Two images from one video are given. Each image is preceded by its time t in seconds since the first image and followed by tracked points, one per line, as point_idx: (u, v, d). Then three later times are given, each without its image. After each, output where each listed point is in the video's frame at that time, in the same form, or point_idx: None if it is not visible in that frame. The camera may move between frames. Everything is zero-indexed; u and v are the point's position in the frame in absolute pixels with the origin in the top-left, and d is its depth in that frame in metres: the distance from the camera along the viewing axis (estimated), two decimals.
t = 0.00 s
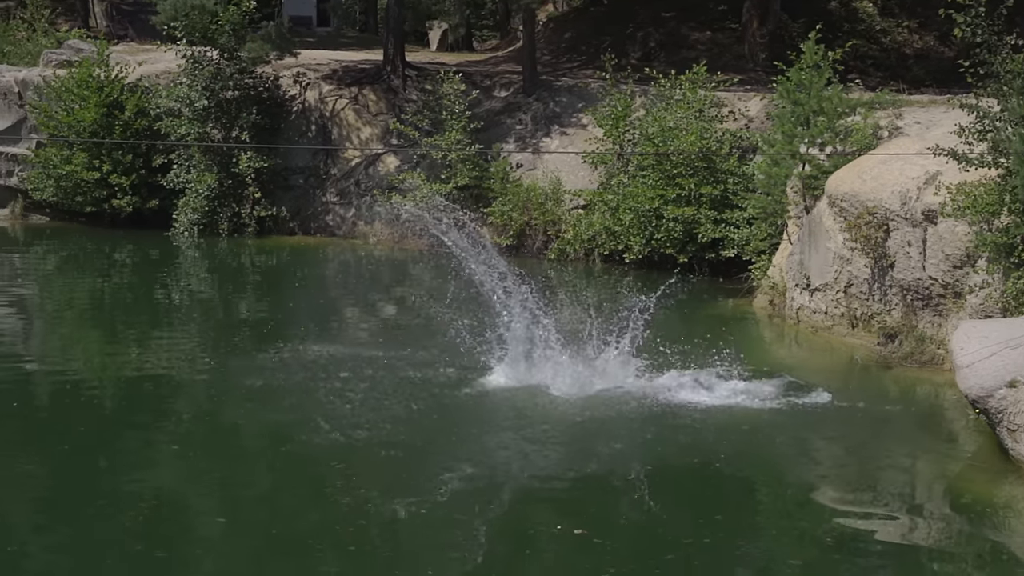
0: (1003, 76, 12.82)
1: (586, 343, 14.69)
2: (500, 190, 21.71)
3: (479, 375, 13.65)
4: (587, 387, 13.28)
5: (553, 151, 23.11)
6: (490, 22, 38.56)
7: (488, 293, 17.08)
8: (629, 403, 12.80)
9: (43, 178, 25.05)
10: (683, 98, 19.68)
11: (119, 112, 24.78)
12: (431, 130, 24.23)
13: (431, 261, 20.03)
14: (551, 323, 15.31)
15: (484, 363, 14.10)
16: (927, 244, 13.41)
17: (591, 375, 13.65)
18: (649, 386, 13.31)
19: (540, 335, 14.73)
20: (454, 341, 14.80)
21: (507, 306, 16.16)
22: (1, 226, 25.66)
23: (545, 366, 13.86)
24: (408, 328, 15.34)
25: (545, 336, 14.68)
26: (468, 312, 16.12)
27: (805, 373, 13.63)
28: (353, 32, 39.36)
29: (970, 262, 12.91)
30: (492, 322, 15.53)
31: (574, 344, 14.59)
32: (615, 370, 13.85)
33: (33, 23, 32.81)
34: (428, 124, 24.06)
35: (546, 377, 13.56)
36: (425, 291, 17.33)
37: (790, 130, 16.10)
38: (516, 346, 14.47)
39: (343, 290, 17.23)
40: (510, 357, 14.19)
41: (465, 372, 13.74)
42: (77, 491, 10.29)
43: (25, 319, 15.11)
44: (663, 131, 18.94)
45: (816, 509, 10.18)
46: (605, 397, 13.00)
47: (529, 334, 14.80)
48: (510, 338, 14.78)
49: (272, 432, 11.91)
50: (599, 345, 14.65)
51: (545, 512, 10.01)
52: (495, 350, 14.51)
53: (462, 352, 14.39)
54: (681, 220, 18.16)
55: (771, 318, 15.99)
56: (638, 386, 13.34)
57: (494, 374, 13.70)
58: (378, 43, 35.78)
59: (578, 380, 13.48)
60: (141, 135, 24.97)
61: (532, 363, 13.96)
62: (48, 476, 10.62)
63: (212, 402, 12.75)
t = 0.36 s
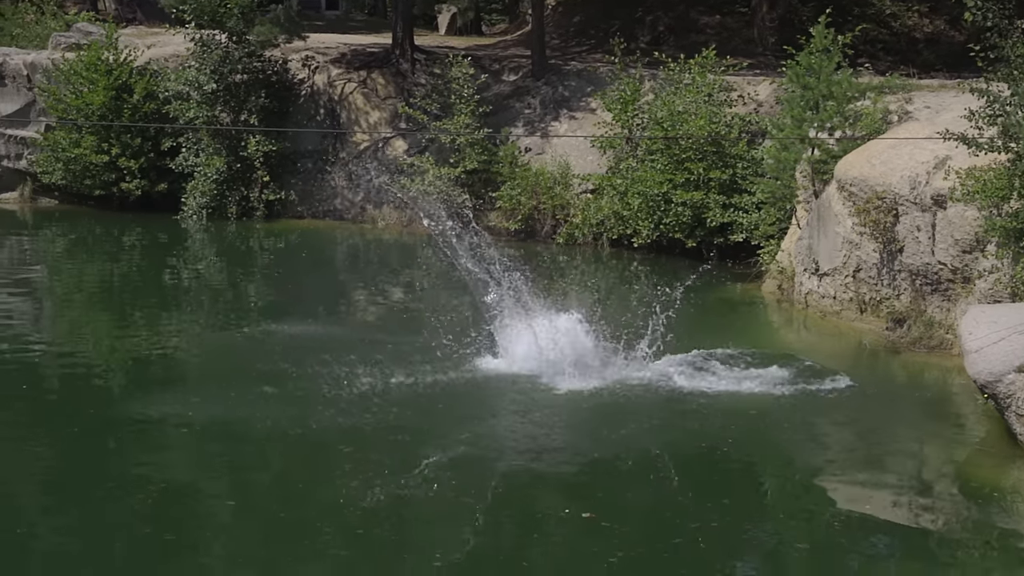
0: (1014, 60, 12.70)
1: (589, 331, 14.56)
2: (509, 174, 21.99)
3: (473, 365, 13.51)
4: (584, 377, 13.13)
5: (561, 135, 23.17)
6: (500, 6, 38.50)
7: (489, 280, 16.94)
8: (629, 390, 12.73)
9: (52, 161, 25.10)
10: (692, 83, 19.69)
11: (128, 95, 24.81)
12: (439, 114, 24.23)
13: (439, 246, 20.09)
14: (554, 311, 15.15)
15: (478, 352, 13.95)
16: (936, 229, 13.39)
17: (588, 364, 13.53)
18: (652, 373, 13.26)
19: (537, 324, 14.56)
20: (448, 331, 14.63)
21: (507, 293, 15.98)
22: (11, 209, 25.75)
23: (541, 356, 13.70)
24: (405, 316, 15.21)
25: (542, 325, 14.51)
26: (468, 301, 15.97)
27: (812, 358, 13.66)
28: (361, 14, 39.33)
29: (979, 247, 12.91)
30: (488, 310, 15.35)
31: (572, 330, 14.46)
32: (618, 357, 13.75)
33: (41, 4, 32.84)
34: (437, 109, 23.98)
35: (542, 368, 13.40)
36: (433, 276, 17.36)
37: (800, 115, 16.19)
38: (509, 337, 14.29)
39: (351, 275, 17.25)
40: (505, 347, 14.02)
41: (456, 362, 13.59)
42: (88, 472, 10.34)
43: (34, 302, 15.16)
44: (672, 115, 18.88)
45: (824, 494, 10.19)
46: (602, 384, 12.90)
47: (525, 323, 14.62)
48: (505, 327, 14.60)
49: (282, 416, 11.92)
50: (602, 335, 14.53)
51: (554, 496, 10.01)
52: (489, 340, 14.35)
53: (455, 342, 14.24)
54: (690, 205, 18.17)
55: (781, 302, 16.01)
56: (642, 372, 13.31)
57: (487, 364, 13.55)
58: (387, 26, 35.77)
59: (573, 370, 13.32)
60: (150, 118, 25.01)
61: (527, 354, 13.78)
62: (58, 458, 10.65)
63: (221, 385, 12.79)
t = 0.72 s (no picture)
0: None
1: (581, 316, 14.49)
2: (519, 155, 22.11)
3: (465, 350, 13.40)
4: (577, 362, 13.03)
5: (571, 117, 23.20)
6: None
7: (483, 265, 16.85)
8: (625, 375, 12.67)
9: (61, 142, 25.16)
10: (703, 64, 19.68)
11: (138, 77, 24.86)
12: (449, 96, 24.24)
13: (449, 228, 20.23)
14: (546, 296, 15.08)
15: (471, 337, 13.80)
16: (946, 212, 13.42)
17: (581, 350, 13.44)
18: (649, 357, 13.21)
19: (527, 313, 14.43)
20: (439, 317, 14.50)
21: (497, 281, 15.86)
22: (20, 190, 25.84)
23: (531, 343, 13.58)
24: (398, 300, 15.14)
25: (538, 311, 14.40)
26: (460, 287, 15.84)
27: (820, 339, 13.69)
28: None
29: (989, 230, 12.89)
30: (488, 293, 15.28)
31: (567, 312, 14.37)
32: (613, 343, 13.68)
33: None
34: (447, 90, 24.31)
35: (533, 354, 13.26)
36: (443, 258, 17.48)
37: (810, 97, 16.23)
38: (503, 327, 14.13)
39: (361, 256, 17.30)
40: (494, 334, 13.88)
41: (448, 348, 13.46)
42: (97, 451, 10.39)
43: (44, 282, 15.23)
44: (681, 98, 18.97)
45: (832, 476, 10.21)
46: (595, 370, 12.81)
47: (521, 311, 14.49)
48: (495, 316, 14.47)
49: (291, 392, 12.07)
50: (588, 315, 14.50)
51: (562, 478, 10.03)
52: (487, 324, 14.27)
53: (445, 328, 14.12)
54: (700, 187, 18.19)
55: (790, 286, 15.99)
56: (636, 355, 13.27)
57: (475, 349, 13.43)
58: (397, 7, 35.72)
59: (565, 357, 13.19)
60: (160, 99, 25.06)
61: (516, 341, 13.64)
62: (69, 435, 10.72)
63: (231, 363, 12.86)
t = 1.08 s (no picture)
0: None
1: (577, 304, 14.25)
2: (526, 140, 22.15)
3: (457, 338, 13.24)
4: (570, 351, 12.88)
5: (580, 101, 23.18)
6: None
7: (475, 252, 16.61)
8: (621, 366, 12.47)
9: (70, 124, 25.27)
10: (711, 49, 19.65)
11: (146, 59, 24.89)
12: (457, 80, 24.24)
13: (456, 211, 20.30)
14: (542, 285, 14.79)
15: (469, 325, 13.60)
16: (955, 197, 13.39)
17: (575, 339, 13.25)
18: (650, 349, 12.96)
19: (518, 303, 14.24)
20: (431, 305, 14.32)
21: (488, 272, 15.61)
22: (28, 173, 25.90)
23: (524, 332, 13.41)
24: (389, 289, 14.92)
25: (540, 300, 14.27)
26: (455, 275, 15.58)
27: (829, 324, 13.70)
28: None
29: (998, 216, 12.84)
30: (491, 282, 15.11)
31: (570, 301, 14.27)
32: (611, 332, 13.47)
33: None
34: (455, 74, 24.29)
35: (525, 345, 13.05)
36: (451, 241, 17.59)
37: (819, 81, 16.28)
38: (502, 315, 13.91)
39: (369, 240, 17.31)
40: (489, 325, 13.61)
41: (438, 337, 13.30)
42: (107, 431, 10.44)
43: (53, 264, 15.28)
44: (690, 82, 18.99)
45: (840, 460, 10.22)
46: (588, 358, 12.66)
47: (522, 300, 14.32)
48: (489, 304, 14.28)
49: (295, 374, 12.08)
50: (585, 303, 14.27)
51: (569, 461, 10.06)
52: (486, 312, 14.04)
53: (437, 316, 13.96)
54: (708, 171, 18.23)
55: (797, 270, 16.02)
56: (636, 347, 13.03)
57: (468, 337, 13.26)
58: None
59: (559, 346, 13.04)
60: (167, 82, 25.08)
61: (507, 329, 13.48)
62: (80, 416, 10.77)
63: (235, 343, 12.93)
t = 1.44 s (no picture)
0: None
1: (555, 305, 14.11)
2: (526, 132, 22.15)
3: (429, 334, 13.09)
4: (541, 346, 12.75)
5: (579, 94, 23.17)
6: None
7: (473, 250, 16.50)
8: (594, 362, 12.31)
9: (69, 115, 25.30)
10: (711, 40, 19.63)
11: (145, 50, 24.89)
12: (457, 72, 24.23)
13: (456, 203, 20.32)
14: (519, 290, 14.63)
15: (457, 322, 13.45)
16: (954, 189, 13.41)
17: (545, 335, 13.10)
18: (624, 346, 12.79)
19: (488, 304, 14.08)
20: (400, 302, 14.16)
21: (482, 270, 15.49)
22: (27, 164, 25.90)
23: (496, 329, 13.27)
24: (361, 284, 14.76)
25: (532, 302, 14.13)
26: (451, 271, 15.42)
27: (828, 316, 13.70)
28: None
29: (997, 209, 12.86)
30: (484, 280, 15.00)
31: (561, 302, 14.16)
32: (594, 328, 13.33)
33: None
34: (454, 66, 24.25)
35: (495, 341, 12.90)
36: (451, 232, 17.61)
37: (819, 74, 16.32)
38: (493, 313, 13.74)
39: (368, 232, 17.30)
40: (479, 322, 13.44)
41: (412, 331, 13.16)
42: (106, 420, 10.46)
43: (52, 254, 15.29)
44: (690, 74, 18.99)
45: (839, 452, 10.23)
46: (561, 354, 12.53)
47: (514, 300, 14.20)
48: (480, 301, 14.17)
49: (287, 363, 12.12)
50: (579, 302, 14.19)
51: (568, 453, 10.06)
52: (477, 310, 13.87)
53: (407, 312, 13.80)
54: (707, 163, 18.31)
55: (796, 263, 16.05)
56: (606, 343, 12.86)
57: (459, 333, 13.11)
58: None
59: (531, 341, 12.91)
60: (167, 73, 25.09)
61: (482, 327, 13.32)
62: (80, 406, 10.77)
63: (228, 332, 12.96)
